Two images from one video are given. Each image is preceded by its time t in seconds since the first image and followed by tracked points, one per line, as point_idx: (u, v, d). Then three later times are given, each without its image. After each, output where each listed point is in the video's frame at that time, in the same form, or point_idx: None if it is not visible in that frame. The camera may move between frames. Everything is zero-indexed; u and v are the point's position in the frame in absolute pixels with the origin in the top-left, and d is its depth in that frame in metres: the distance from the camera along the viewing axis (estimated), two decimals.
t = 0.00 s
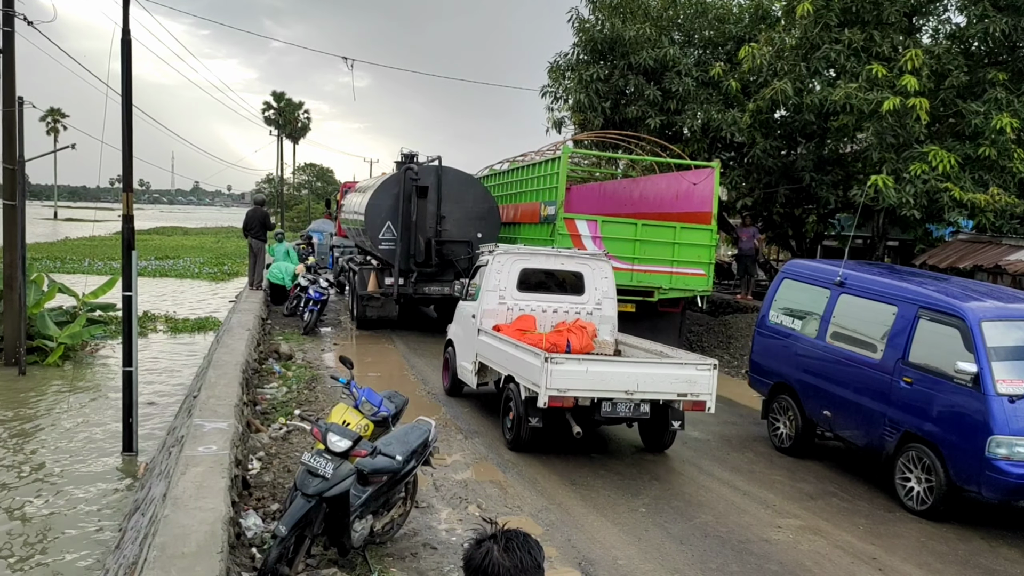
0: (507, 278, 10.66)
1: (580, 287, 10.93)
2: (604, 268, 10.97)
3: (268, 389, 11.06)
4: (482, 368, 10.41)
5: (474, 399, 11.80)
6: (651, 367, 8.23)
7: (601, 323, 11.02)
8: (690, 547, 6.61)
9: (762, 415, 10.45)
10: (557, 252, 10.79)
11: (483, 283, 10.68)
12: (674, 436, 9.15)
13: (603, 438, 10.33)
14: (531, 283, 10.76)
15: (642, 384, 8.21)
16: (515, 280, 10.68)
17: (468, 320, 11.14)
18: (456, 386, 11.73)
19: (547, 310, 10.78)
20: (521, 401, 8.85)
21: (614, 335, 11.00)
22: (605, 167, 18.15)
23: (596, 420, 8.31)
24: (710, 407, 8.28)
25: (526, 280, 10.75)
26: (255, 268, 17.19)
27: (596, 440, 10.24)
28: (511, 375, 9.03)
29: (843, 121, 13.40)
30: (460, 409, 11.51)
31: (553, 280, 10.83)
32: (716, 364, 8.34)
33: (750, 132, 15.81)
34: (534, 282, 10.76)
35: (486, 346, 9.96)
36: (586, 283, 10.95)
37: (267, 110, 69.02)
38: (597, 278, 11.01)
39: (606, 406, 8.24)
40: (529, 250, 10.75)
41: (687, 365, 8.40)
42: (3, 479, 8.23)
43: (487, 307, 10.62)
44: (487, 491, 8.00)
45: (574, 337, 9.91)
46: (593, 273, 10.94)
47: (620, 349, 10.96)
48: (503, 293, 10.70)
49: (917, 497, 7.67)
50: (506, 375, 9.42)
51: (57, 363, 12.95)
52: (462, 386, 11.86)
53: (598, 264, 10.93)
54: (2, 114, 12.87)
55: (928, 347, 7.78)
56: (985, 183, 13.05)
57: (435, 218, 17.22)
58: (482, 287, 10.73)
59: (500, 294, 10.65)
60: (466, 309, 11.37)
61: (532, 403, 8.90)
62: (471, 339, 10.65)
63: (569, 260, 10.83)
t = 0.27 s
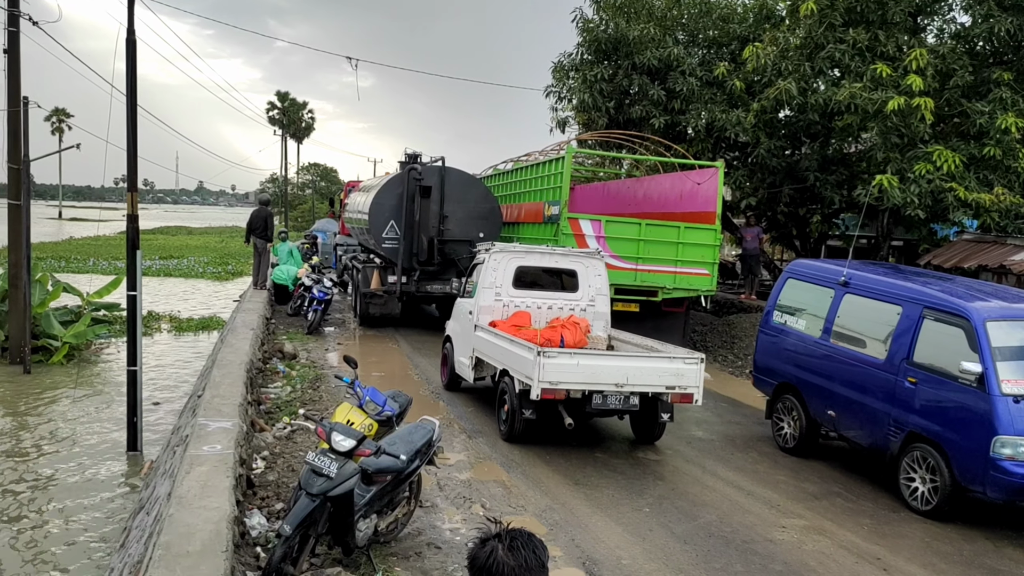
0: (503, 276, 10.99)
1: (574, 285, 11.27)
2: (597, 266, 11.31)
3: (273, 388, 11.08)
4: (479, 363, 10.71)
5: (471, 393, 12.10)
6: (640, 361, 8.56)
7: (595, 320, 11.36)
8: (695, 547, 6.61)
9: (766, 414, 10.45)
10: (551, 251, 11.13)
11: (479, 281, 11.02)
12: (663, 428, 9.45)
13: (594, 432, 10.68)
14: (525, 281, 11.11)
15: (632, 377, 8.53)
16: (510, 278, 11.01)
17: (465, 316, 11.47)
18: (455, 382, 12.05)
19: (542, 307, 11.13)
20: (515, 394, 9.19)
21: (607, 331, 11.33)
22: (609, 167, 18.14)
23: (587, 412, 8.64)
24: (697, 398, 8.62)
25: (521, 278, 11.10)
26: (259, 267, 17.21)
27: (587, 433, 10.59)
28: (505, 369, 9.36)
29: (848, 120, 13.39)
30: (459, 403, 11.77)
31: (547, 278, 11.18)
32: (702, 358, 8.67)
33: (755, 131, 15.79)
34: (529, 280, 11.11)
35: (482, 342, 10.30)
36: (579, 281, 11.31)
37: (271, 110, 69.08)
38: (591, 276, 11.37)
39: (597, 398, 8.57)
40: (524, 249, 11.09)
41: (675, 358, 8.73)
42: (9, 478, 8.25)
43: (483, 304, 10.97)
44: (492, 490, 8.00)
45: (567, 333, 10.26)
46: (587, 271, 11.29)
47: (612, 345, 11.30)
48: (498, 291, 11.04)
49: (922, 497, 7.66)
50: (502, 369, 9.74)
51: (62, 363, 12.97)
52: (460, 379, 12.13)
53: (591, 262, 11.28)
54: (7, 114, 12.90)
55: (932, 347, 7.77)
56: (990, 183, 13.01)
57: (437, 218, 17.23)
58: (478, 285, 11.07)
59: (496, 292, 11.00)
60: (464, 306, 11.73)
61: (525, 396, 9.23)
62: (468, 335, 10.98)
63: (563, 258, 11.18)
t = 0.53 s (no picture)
0: (504, 275, 11.43)
1: (573, 283, 11.70)
2: (596, 265, 11.71)
3: (283, 388, 11.13)
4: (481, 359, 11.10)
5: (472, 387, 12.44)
6: (635, 357, 9.00)
7: (594, 317, 11.79)
8: (704, 548, 6.61)
9: (776, 416, 10.43)
10: (551, 251, 11.55)
11: (482, 279, 11.47)
12: (659, 420, 9.83)
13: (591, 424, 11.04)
14: (526, 280, 11.54)
15: (627, 371, 8.98)
16: (511, 277, 11.44)
17: (468, 314, 11.89)
18: (458, 377, 12.37)
19: (542, 305, 11.56)
20: (515, 388, 9.62)
21: (606, 328, 11.77)
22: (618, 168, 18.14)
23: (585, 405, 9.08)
24: (691, 392, 9.06)
25: (522, 277, 11.53)
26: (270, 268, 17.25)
27: (586, 426, 10.96)
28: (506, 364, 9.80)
29: (858, 121, 13.36)
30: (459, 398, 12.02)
31: (547, 277, 11.62)
32: (696, 353, 9.12)
33: (764, 132, 15.75)
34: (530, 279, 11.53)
35: (484, 338, 10.74)
36: (578, 280, 11.73)
37: (281, 111, 69.20)
38: (590, 275, 11.79)
39: (593, 392, 9.05)
40: (526, 249, 11.53)
41: (669, 354, 9.16)
42: (21, 478, 8.30)
43: (486, 302, 11.42)
44: (501, 491, 8.01)
45: (566, 330, 10.71)
46: (586, 270, 11.72)
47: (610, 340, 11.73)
48: (500, 289, 11.48)
49: (932, 498, 7.64)
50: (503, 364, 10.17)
51: (73, 363, 13.04)
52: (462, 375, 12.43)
53: (590, 261, 11.69)
54: (20, 115, 12.97)
55: (943, 347, 7.75)
56: (1001, 183, 12.96)
57: (445, 218, 17.25)
58: (481, 283, 11.51)
59: (498, 290, 11.43)
60: (467, 304, 12.14)
61: (525, 390, 9.66)
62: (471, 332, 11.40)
63: (563, 258, 11.60)
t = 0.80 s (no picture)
0: (510, 275, 12.02)
1: (577, 284, 12.24)
2: (599, 266, 12.30)
3: (297, 390, 11.17)
4: (488, 357, 11.58)
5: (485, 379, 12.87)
6: (635, 353, 9.53)
7: (597, 316, 12.31)
8: (719, 551, 6.60)
9: (790, 418, 10.41)
10: (555, 252, 12.09)
11: (488, 280, 12.07)
12: (658, 416, 10.20)
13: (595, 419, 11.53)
14: (531, 281, 12.13)
15: (627, 368, 9.51)
16: (517, 277, 12.03)
17: (474, 314, 12.40)
18: (465, 375, 12.72)
19: (547, 305, 12.10)
20: (520, 385, 10.08)
21: (608, 327, 12.29)
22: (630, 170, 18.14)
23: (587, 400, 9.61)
24: (688, 386, 9.61)
25: (526, 278, 12.11)
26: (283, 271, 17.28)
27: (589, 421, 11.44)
28: (512, 362, 10.32)
29: (872, 122, 13.31)
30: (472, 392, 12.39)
31: (551, 278, 12.24)
32: (693, 349, 9.66)
33: (778, 134, 15.70)
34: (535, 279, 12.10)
35: (491, 336, 11.29)
36: (581, 281, 12.32)
37: (294, 114, 69.39)
38: (593, 275, 12.31)
39: (595, 387, 9.58)
40: (530, 250, 12.15)
41: (667, 351, 9.69)
42: (38, 480, 8.35)
43: (492, 302, 12.01)
44: (515, 493, 8.02)
45: (570, 329, 11.22)
46: (589, 271, 12.30)
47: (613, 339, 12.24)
48: (506, 289, 12.06)
49: (948, 501, 7.61)
50: (508, 362, 10.66)
51: (89, 365, 13.12)
52: (470, 373, 12.71)
53: (593, 263, 12.29)
54: (36, 120, 13.06)
55: (958, 350, 7.71)
56: (1016, 184, 12.88)
57: (456, 220, 17.23)
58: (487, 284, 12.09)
59: (503, 290, 12.03)
60: (473, 303, 12.65)
61: (530, 386, 10.12)
62: (478, 331, 11.94)
63: (567, 259, 12.20)
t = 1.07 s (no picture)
0: (508, 274, 12.38)
1: (575, 282, 12.59)
2: (595, 265, 12.64)
3: (303, 391, 11.18)
4: (487, 353, 11.96)
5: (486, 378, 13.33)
6: (628, 349, 9.93)
7: (594, 314, 12.68)
8: (725, 552, 6.59)
9: (796, 419, 10.40)
10: (553, 252, 12.44)
11: (486, 278, 12.47)
12: (651, 411, 10.61)
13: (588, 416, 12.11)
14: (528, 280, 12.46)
15: (620, 363, 9.91)
16: (514, 276, 12.38)
17: (474, 312, 12.77)
18: (464, 371, 13.01)
19: (545, 302, 12.46)
20: (517, 379, 10.47)
21: (604, 324, 12.67)
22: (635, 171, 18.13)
23: (582, 394, 10.02)
24: (680, 380, 10.01)
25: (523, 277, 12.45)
26: (288, 272, 17.31)
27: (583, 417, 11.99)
28: (509, 357, 10.73)
29: (877, 122, 13.29)
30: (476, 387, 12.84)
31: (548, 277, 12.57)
32: (685, 345, 10.05)
33: (783, 135, 15.61)
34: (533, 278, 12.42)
35: (490, 333, 11.66)
36: (578, 279, 12.66)
37: (299, 115, 69.44)
38: (590, 274, 12.67)
39: (589, 382, 9.98)
40: (528, 250, 12.51)
41: (659, 347, 10.09)
42: (45, 481, 8.36)
43: (491, 300, 12.37)
44: (520, 494, 8.02)
45: (567, 326, 11.61)
46: (585, 269, 12.65)
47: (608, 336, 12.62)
48: (504, 288, 12.42)
49: (954, 502, 7.60)
50: (506, 359, 11.05)
51: (96, 366, 13.15)
52: (470, 369, 13.05)
53: (590, 261, 12.64)
54: (43, 121, 13.09)
55: (964, 350, 7.70)
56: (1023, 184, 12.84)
57: (457, 221, 17.31)
58: (486, 282, 12.40)
59: (502, 288, 12.39)
60: (473, 301, 13.04)
61: (527, 380, 10.52)
62: (477, 328, 12.28)
63: (564, 258, 12.55)
